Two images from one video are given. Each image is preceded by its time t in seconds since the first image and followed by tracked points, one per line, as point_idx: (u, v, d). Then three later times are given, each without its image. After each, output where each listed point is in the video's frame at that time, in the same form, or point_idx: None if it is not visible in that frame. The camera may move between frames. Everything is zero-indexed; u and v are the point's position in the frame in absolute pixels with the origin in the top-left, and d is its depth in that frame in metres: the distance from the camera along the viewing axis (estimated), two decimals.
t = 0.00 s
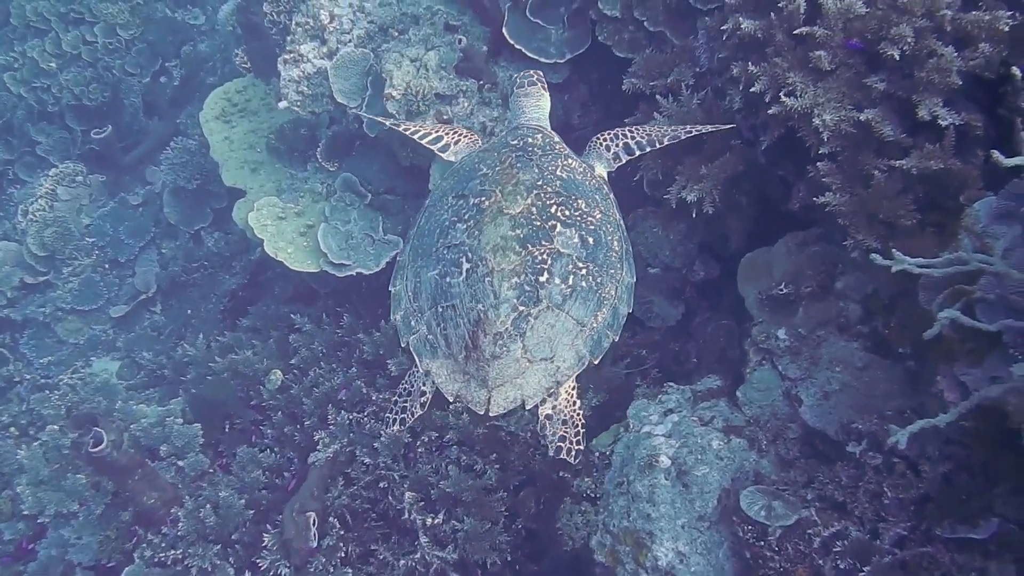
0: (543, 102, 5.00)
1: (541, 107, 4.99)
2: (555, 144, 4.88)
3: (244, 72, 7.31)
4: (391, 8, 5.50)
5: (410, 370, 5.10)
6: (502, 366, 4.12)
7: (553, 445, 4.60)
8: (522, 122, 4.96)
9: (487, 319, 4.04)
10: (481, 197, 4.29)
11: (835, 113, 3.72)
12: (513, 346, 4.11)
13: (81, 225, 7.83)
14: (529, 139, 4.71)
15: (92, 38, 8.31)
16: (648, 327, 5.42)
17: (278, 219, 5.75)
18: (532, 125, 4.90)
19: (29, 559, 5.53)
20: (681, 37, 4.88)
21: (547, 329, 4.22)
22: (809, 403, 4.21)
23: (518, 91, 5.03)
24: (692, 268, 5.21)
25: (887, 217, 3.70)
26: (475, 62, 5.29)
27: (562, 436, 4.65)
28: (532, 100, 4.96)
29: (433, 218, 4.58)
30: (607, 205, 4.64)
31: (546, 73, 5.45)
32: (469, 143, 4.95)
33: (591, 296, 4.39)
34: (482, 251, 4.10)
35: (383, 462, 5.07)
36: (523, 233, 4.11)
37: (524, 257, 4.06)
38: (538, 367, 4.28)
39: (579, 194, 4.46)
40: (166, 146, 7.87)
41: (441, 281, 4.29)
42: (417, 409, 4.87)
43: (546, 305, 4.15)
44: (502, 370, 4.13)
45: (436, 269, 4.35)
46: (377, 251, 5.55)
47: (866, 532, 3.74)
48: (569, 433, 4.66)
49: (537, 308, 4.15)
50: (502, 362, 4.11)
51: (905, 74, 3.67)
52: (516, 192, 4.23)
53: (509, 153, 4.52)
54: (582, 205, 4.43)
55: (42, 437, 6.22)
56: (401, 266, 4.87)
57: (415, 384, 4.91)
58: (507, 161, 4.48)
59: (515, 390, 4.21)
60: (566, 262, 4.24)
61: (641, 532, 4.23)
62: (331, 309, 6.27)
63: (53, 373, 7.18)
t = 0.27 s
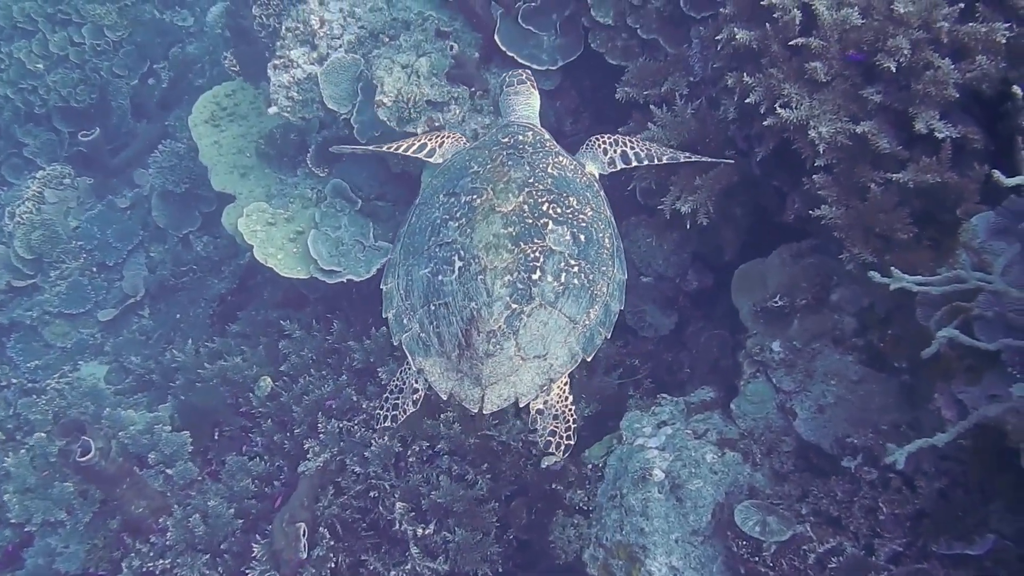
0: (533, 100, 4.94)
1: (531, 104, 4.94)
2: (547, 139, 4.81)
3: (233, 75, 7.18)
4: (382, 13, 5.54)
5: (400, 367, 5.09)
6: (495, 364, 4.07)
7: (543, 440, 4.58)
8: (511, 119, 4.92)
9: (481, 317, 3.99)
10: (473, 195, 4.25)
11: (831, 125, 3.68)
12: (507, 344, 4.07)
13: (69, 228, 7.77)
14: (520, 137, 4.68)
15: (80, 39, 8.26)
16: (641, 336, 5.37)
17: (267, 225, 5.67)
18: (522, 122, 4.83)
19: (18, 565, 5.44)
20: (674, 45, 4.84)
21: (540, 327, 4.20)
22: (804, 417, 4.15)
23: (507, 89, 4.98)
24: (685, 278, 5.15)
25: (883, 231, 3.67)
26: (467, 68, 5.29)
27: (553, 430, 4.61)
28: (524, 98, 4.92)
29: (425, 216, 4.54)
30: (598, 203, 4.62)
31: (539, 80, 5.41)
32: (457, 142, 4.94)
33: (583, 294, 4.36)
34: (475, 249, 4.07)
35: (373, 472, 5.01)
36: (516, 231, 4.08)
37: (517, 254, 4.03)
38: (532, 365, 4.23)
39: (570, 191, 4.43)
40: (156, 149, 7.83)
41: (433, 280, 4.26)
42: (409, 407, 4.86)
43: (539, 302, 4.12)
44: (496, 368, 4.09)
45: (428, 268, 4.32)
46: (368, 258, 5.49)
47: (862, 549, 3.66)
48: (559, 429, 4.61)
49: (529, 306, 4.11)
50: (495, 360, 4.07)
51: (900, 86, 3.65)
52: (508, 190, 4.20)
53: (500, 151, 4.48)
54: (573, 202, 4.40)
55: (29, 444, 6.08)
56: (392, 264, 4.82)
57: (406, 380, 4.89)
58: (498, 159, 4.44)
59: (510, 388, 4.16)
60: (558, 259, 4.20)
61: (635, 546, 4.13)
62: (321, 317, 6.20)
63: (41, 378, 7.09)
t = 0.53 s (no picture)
0: (529, 88, 4.83)
1: (527, 95, 4.85)
2: (544, 130, 4.78)
3: (230, 73, 7.10)
4: (382, 13, 5.47)
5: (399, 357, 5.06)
6: (495, 355, 4.08)
7: (548, 429, 4.58)
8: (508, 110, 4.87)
9: (480, 308, 3.99)
10: (471, 186, 4.22)
11: (836, 132, 3.64)
12: (507, 335, 4.07)
13: (66, 224, 7.71)
14: (517, 127, 4.64)
15: (75, 34, 8.07)
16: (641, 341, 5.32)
17: (265, 225, 5.60)
18: (519, 112, 4.80)
19: (12, 567, 5.38)
20: (677, 48, 4.77)
21: (540, 317, 4.19)
22: (806, 425, 4.08)
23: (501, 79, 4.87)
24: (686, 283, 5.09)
25: (889, 240, 3.63)
26: (467, 69, 5.26)
27: (558, 420, 4.61)
28: (518, 87, 4.82)
29: (423, 207, 4.51)
30: (596, 192, 4.61)
31: (540, 82, 5.34)
32: (454, 136, 4.90)
33: (583, 283, 4.35)
34: (473, 241, 4.05)
35: (371, 475, 4.97)
36: (514, 222, 4.06)
37: (516, 246, 4.02)
38: (532, 355, 4.24)
39: (568, 181, 4.41)
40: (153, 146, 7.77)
41: (432, 271, 4.25)
42: (408, 396, 4.92)
43: (538, 293, 4.12)
44: (496, 359, 4.10)
45: (427, 260, 4.30)
46: (366, 259, 5.44)
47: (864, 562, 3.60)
48: (564, 418, 4.61)
49: (529, 297, 4.11)
50: (495, 351, 4.07)
51: (907, 94, 3.60)
52: (506, 181, 4.17)
53: (497, 141, 4.44)
54: (571, 192, 4.37)
55: (24, 444, 6.05)
56: (390, 256, 4.80)
57: (406, 370, 4.88)
58: (495, 149, 4.40)
59: (510, 378, 4.18)
60: (557, 250, 4.20)
61: (634, 555, 4.06)
62: (319, 318, 6.16)
63: (36, 377, 7.02)
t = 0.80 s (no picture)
0: (523, 81, 4.73)
1: (521, 86, 4.73)
2: (540, 121, 4.72)
3: (226, 74, 7.03)
4: (381, 17, 5.39)
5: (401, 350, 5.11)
6: (497, 347, 4.06)
7: (552, 424, 4.59)
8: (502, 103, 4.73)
9: (480, 300, 3.97)
10: (468, 178, 4.18)
11: (839, 140, 3.58)
12: (507, 327, 4.05)
13: (62, 226, 7.64)
14: (513, 119, 4.58)
15: (71, 34, 8.10)
16: (642, 347, 5.28)
17: (262, 229, 5.54)
18: (514, 104, 4.67)
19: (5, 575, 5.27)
20: (677, 53, 4.69)
21: (540, 308, 4.16)
22: (809, 434, 4.04)
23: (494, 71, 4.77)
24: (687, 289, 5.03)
25: (893, 249, 3.57)
26: (466, 74, 5.25)
27: (561, 413, 4.63)
28: (511, 79, 4.72)
29: (421, 201, 4.47)
30: (593, 182, 4.56)
31: (539, 86, 5.29)
32: (450, 131, 4.82)
33: (582, 274, 4.33)
34: (471, 233, 4.02)
35: (370, 483, 4.92)
36: (512, 213, 4.03)
37: (514, 237, 3.99)
38: (533, 346, 4.22)
39: (565, 171, 4.37)
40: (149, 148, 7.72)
41: (432, 265, 4.22)
42: (409, 388, 4.92)
43: (538, 284, 4.09)
44: (497, 351, 4.08)
45: (425, 253, 4.27)
46: (364, 264, 5.39)
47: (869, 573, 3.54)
48: (568, 411, 4.62)
49: (529, 288, 4.08)
50: (496, 343, 4.05)
51: (909, 101, 3.57)
52: (503, 173, 4.13)
53: (493, 133, 4.39)
54: (568, 182, 4.33)
55: (19, 449, 6.00)
56: (389, 250, 4.77)
57: (406, 362, 4.94)
58: (491, 141, 4.35)
59: (512, 369, 4.16)
60: (555, 240, 4.17)
61: (636, 565, 4.03)
62: (316, 323, 6.08)
63: (32, 380, 6.95)
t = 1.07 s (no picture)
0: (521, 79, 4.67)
1: (520, 85, 4.68)
2: (540, 118, 4.61)
3: (229, 83, 7.01)
4: (383, 25, 5.44)
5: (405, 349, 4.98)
6: (504, 343, 4.06)
7: (554, 419, 4.59)
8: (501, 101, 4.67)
9: (487, 297, 3.96)
10: (471, 176, 4.14)
11: (849, 152, 3.52)
12: (514, 323, 4.05)
13: (63, 233, 7.61)
14: (515, 116, 4.51)
15: (73, 42, 8.04)
16: (649, 359, 5.22)
17: (265, 238, 5.51)
18: (515, 102, 4.61)
19: None
20: (683, 62, 4.64)
21: (546, 304, 4.14)
22: (819, 449, 3.97)
23: (492, 69, 4.71)
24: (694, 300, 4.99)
25: (903, 263, 3.51)
26: (469, 84, 5.10)
27: (563, 408, 4.63)
28: (510, 77, 4.67)
29: (423, 200, 4.41)
30: (596, 178, 4.48)
31: (543, 95, 5.26)
32: (450, 130, 4.71)
33: (587, 269, 4.29)
34: (476, 230, 3.99)
35: (374, 495, 4.87)
36: (516, 210, 4.00)
37: (519, 234, 3.97)
38: (540, 342, 4.21)
39: (568, 167, 4.30)
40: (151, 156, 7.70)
41: (436, 263, 4.19)
42: (417, 387, 4.83)
43: (544, 280, 4.07)
44: (505, 347, 4.08)
45: (430, 251, 4.24)
46: (368, 274, 5.32)
47: None
48: (570, 406, 4.61)
49: (535, 283, 4.07)
50: (504, 339, 4.05)
51: (920, 112, 3.52)
52: (506, 169, 4.09)
53: (495, 130, 4.32)
54: (572, 178, 4.26)
55: (21, 459, 5.95)
56: (393, 249, 4.74)
57: (413, 363, 4.80)
58: (493, 138, 4.28)
59: (519, 365, 4.16)
60: (560, 236, 4.13)
61: None
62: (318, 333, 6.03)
63: (34, 389, 6.92)
